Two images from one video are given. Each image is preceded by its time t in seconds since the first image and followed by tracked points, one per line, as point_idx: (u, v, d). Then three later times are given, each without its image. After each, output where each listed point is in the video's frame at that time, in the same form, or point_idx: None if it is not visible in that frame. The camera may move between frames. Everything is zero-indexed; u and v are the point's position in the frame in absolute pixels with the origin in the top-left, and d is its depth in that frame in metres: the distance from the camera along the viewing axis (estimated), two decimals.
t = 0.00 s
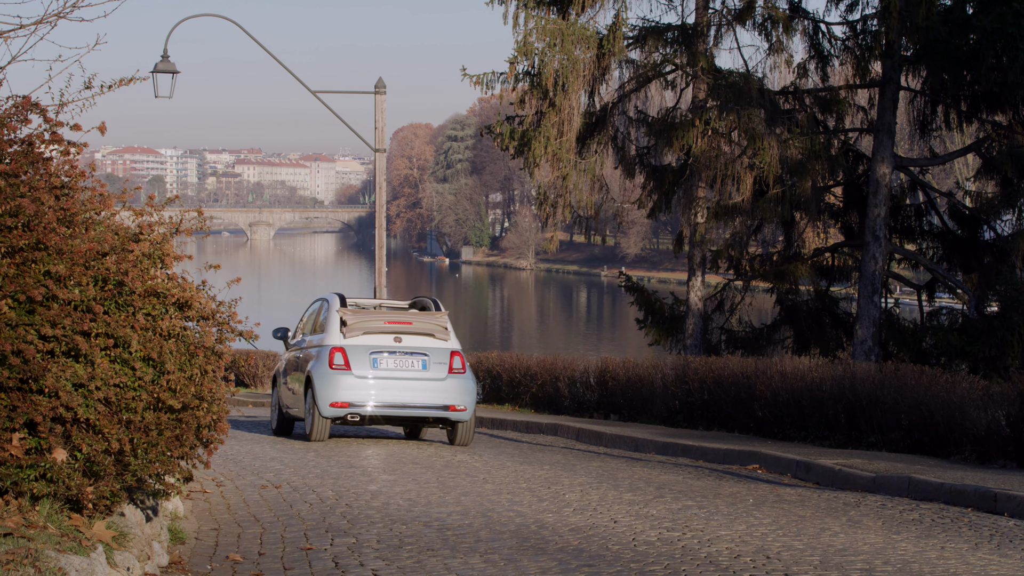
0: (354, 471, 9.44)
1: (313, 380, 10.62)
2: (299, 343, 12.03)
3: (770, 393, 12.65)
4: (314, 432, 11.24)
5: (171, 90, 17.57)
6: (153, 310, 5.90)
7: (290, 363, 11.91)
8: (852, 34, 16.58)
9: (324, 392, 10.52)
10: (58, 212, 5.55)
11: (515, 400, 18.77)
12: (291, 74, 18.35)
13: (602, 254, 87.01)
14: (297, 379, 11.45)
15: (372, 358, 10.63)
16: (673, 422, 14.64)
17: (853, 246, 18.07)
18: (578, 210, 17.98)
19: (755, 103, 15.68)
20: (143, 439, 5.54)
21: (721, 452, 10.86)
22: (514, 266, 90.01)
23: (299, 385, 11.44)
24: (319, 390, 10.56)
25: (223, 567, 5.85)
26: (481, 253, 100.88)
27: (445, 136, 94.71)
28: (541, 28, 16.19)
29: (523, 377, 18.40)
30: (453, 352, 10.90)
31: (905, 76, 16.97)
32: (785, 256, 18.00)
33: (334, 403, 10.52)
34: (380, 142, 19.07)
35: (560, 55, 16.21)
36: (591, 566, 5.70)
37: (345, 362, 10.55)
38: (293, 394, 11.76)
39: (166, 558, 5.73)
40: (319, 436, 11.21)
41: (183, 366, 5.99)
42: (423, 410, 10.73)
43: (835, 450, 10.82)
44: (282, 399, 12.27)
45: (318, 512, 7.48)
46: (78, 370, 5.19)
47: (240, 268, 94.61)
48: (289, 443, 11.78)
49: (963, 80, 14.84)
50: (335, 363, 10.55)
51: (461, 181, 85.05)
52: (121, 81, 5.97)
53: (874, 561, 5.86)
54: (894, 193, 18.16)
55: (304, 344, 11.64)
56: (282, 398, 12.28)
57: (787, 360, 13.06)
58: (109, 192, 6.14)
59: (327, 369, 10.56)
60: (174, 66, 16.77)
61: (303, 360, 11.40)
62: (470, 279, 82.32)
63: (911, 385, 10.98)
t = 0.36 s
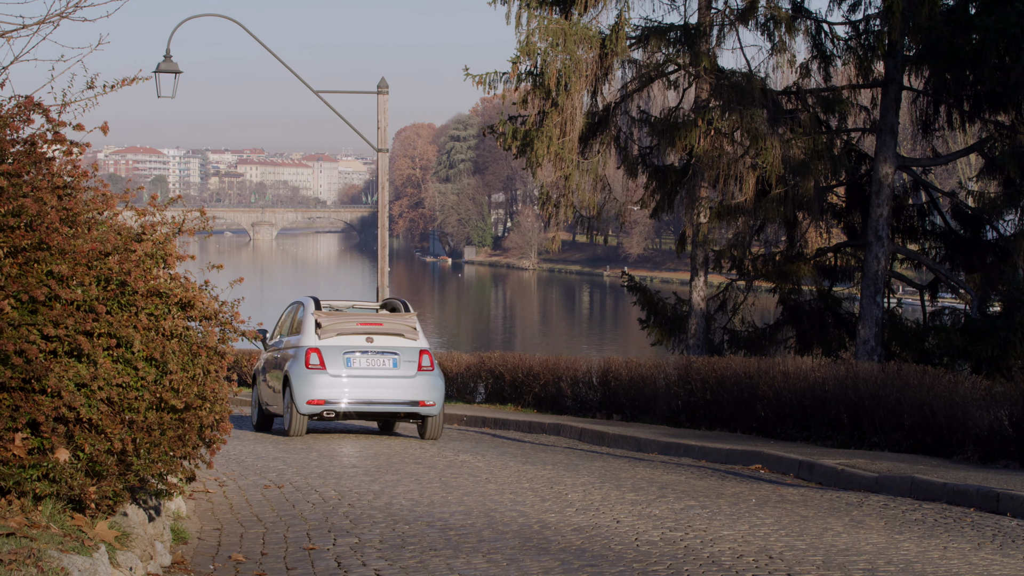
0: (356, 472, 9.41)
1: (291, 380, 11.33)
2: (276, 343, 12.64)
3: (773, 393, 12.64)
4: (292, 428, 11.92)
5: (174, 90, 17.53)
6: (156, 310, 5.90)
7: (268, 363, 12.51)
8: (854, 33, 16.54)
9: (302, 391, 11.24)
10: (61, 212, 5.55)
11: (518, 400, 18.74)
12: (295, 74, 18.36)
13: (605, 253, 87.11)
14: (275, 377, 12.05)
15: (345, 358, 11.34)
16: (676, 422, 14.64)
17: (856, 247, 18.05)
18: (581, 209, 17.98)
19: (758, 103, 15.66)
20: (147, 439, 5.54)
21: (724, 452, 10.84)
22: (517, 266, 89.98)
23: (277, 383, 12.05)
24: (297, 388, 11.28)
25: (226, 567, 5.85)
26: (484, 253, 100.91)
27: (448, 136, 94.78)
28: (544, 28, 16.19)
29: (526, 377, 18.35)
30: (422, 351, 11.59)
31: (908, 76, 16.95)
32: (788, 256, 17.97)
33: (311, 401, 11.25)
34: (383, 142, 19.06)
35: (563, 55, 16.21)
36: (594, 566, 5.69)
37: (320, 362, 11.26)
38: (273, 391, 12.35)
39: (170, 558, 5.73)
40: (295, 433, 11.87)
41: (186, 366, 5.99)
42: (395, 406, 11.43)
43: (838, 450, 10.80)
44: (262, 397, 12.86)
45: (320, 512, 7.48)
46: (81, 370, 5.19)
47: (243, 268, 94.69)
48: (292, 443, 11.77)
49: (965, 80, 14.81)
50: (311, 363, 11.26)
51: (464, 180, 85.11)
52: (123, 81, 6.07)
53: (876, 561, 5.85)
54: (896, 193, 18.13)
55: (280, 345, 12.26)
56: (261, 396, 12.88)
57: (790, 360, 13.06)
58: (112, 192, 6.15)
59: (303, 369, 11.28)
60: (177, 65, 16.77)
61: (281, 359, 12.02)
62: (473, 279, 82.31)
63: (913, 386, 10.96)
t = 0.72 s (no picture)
0: (360, 472, 9.38)
1: (271, 379, 12.00)
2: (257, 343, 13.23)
3: (776, 393, 12.61)
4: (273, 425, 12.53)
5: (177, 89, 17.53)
6: (159, 310, 5.90)
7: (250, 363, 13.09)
8: (858, 34, 16.36)
9: (281, 390, 11.91)
10: (64, 212, 5.55)
11: (522, 400, 18.72)
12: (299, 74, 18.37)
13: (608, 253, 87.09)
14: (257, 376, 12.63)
15: (322, 359, 12.02)
16: (680, 422, 14.61)
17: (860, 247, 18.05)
18: (584, 209, 17.97)
19: (762, 103, 15.63)
20: (150, 439, 5.54)
21: (728, 452, 10.82)
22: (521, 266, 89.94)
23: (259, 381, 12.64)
24: (276, 388, 11.95)
25: (230, 567, 5.84)
26: (487, 252, 100.93)
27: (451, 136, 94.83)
28: (547, 28, 16.18)
29: (530, 377, 18.34)
30: (394, 351, 12.30)
31: (912, 75, 16.90)
32: (792, 256, 17.92)
33: (290, 399, 11.92)
34: (386, 142, 19.06)
35: (566, 55, 16.20)
36: (598, 566, 5.68)
37: (298, 363, 11.93)
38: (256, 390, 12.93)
39: (173, 558, 5.73)
40: (276, 429, 12.47)
41: (190, 366, 5.99)
42: (370, 403, 12.14)
43: (842, 451, 10.78)
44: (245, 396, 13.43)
45: (324, 512, 7.47)
46: (84, 370, 5.19)
47: (247, 268, 94.84)
48: (295, 442, 11.78)
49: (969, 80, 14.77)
50: (290, 363, 11.93)
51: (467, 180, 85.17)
52: (127, 81, 6.08)
53: (879, 561, 5.84)
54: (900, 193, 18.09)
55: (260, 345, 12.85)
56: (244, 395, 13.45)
57: (793, 360, 13.04)
58: (116, 192, 6.15)
59: (283, 369, 11.94)
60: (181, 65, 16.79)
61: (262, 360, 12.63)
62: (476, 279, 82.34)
63: (917, 385, 10.93)
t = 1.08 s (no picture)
0: (363, 472, 9.37)
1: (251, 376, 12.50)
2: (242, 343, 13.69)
3: (780, 393, 12.60)
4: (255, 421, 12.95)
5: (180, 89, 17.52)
6: (162, 310, 5.90)
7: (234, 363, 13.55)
8: (861, 33, 16.45)
9: (261, 386, 12.43)
10: (67, 212, 5.54)
11: (525, 400, 18.72)
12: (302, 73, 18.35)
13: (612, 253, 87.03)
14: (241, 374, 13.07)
15: (300, 356, 12.57)
16: (683, 421, 14.59)
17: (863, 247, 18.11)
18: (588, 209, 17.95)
19: (765, 103, 15.59)
20: (153, 439, 5.54)
21: (731, 452, 10.81)
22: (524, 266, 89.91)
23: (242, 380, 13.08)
24: (256, 385, 12.46)
25: (233, 566, 5.84)
26: (490, 252, 100.92)
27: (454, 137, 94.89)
28: (550, 28, 16.15)
29: (533, 377, 18.33)
30: (368, 349, 12.92)
31: (916, 76, 16.87)
32: (795, 256, 17.89)
33: (269, 395, 12.44)
34: (389, 142, 19.06)
35: (570, 55, 16.17)
36: (601, 566, 5.67)
37: (278, 361, 12.45)
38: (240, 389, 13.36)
39: (177, 558, 5.73)
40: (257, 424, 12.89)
41: (193, 366, 5.99)
42: (346, 398, 12.72)
43: (845, 451, 10.75)
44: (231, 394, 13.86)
45: (327, 512, 7.46)
46: (87, 370, 5.18)
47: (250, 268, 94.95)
48: (297, 442, 11.78)
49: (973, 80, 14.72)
50: (270, 362, 12.45)
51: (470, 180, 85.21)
52: (130, 81, 6.10)
53: (883, 561, 5.83)
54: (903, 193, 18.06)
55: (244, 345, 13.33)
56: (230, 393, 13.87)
57: (796, 360, 13.03)
58: (119, 192, 6.15)
59: (263, 367, 12.46)
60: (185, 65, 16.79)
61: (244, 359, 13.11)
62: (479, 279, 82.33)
63: (920, 385, 10.93)
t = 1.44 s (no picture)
0: (365, 472, 9.38)
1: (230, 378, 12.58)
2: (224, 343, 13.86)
3: (781, 393, 12.59)
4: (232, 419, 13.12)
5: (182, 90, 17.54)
6: (164, 310, 5.90)
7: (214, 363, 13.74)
8: (862, 34, 16.44)
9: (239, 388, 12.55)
10: (69, 212, 5.54)
11: (526, 400, 18.72)
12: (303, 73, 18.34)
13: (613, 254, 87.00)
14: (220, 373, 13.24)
15: (276, 359, 12.72)
16: (685, 421, 14.58)
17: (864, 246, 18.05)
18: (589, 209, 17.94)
19: (766, 103, 15.58)
20: (154, 439, 5.55)
21: (732, 452, 10.80)
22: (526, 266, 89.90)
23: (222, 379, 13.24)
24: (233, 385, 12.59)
25: (234, 566, 5.84)
26: (492, 253, 100.93)
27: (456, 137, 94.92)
28: (552, 28, 16.14)
29: (534, 377, 18.33)
30: (341, 350, 13.11)
31: (917, 76, 16.85)
32: (796, 256, 17.88)
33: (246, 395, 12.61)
34: (390, 142, 19.06)
35: (571, 55, 16.17)
36: (603, 566, 5.67)
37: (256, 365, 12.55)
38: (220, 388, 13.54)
39: (178, 558, 5.73)
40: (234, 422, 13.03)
41: (194, 366, 6.00)
42: (319, 398, 12.94)
43: (847, 451, 10.75)
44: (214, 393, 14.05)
45: (329, 512, 7.47)
46: (89, 370, 5.18)
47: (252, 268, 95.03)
48: (298, 442, 11.79)
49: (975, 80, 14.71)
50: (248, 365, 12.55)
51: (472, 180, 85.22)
52: (132, 81, 6.23)
53: (884, 561, 5.83)
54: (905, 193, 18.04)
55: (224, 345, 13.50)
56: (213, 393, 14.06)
57: (798, 360, 13.02)
58: (121, 192, 6.16)
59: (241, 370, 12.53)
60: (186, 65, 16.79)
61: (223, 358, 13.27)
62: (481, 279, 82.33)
63: (922, 385, 10.92)
